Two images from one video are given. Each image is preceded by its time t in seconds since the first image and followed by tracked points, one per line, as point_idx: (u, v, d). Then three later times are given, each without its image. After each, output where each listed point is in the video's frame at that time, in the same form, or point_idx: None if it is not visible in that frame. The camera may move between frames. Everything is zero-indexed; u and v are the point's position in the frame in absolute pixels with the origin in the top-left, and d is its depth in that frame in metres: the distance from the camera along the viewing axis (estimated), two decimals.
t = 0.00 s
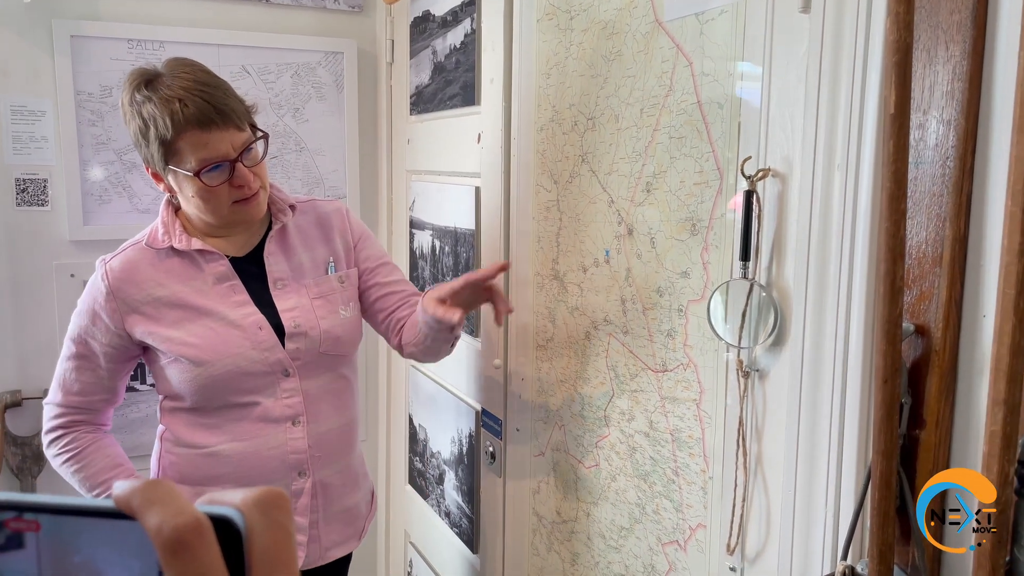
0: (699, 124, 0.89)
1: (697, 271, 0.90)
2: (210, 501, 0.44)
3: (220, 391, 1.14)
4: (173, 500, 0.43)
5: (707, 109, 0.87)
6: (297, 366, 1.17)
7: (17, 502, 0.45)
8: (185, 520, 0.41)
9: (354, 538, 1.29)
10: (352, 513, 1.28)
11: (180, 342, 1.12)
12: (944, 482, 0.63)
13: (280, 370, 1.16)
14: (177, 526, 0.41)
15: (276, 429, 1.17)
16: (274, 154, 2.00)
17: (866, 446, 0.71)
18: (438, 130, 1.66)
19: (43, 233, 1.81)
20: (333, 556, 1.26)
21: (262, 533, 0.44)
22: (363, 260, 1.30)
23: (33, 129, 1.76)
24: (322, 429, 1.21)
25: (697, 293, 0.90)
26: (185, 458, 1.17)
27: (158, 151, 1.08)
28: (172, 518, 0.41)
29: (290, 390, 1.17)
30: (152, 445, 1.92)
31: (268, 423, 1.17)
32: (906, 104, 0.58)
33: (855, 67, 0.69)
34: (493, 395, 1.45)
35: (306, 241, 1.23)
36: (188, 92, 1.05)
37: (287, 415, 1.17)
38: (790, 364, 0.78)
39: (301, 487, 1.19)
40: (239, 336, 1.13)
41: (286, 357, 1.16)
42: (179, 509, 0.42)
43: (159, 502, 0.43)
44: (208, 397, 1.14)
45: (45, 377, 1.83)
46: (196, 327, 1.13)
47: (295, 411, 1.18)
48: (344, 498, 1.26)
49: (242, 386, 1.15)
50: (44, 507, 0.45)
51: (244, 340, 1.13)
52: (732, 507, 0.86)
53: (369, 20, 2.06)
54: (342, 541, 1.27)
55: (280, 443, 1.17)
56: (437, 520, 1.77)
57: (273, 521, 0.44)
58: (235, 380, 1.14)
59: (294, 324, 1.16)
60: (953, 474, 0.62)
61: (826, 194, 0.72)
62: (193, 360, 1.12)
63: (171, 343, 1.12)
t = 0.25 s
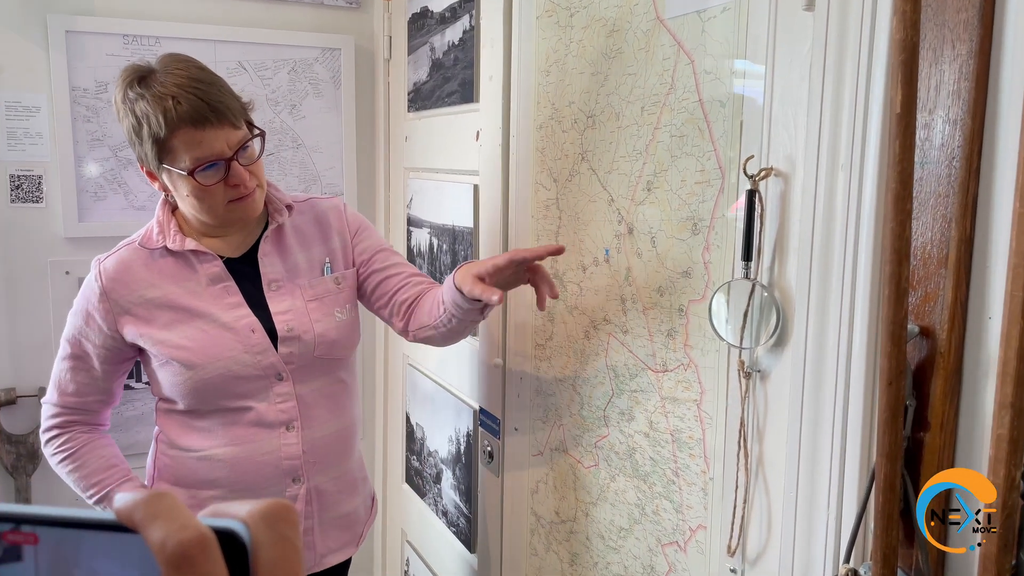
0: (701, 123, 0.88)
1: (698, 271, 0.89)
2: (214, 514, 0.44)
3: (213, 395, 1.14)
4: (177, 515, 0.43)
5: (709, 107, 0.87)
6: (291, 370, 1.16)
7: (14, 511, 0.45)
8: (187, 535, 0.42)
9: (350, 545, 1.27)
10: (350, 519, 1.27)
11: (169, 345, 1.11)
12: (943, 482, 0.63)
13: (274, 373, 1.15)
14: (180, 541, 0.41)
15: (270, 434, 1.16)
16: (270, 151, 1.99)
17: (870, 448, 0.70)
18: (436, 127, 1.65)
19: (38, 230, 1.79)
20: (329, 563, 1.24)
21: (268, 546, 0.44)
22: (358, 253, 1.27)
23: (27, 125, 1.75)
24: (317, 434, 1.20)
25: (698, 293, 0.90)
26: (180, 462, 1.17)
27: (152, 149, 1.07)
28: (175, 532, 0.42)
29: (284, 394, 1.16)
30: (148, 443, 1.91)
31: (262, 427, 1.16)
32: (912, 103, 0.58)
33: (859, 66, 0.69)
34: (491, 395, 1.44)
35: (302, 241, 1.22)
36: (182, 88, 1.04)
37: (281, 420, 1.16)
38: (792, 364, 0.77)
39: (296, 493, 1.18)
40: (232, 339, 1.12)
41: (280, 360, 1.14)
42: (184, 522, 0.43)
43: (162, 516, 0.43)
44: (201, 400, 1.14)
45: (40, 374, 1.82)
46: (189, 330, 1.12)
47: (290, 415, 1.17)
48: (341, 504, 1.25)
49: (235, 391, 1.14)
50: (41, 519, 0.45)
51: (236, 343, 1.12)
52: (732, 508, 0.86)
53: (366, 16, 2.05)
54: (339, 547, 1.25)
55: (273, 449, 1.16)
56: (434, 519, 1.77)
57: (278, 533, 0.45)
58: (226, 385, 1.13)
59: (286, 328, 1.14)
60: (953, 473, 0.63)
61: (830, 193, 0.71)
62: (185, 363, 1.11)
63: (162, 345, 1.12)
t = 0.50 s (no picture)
0: (702, 123, 0.88)
1: (699, 271, 0.89)
2: (219, 524, 0.47)
3: (213, 399, 1.13)
4: (182, 526, 0.45)
5: (711, 108, 0.86)
6: (291, 375, 1.15)
7: (15, 523, 0.46)
8: (195, 546, 0.44)
9: (349, 551, 1.27)
10: (349, 524, 1.26)
11: (168, 348, 1.11)
12: (943, 482, 0.63)
13: (274, 378, 1.14)
14: (188, 553, 0.43)
15: (268, 440, 1.16)
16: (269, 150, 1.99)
17: (872, 452, 0.70)
18: (436, 126, 1.65)
19: (35, 228, 1.78)
20: (327, 569, 1.24)
21: (273, 554, 0.46)
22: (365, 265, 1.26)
23: (24, 123, 1.74)
24: (316, 441, 1.19)
25: (699, 293, 0.89)
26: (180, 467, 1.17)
27: (157, 143, 1.07)
28: (182, 544, 0.44)
29: (284, 400, 1.15)
30: (145, 442, 1.91)
31: (261, 433, 1.15)
32: (916, 105, 0.58)
33: (863, 68, 0.68)
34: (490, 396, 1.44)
35: (306, 245, 1.21)
36: (190, 82, 1.03)
37: (280, 425, 1.16)
38: (793, 364, 0.77)
39: (292, 501, 1.18)
40: (232, 344, 1.11)
41: (280, 365, 1.14)
42: (192, 535, 0.45)
43: (168, 528, 0.45)
44: (200, 404, 1.13)
45: (37, 373, 1.81)
46: (188, 333, 1.12)
47: (289, 421, 1.16)
48: (339, 510, 1.24)
49: (234, 395, 1.13)
50: (46, 529, 0.46)
51: (236, 347, 1.12)
52: (733, 510, 0.86)
53: (365, 14, 2.04)
54: (338, 554, 1.25)
55: (272, 455, 1.16)
56: (432, 518, 1.77)
57: (285, 547, 0.47)
58: (224, 389, 1.12)
59: (289, 332, 1.14)
60: (953, 474, 0.62)
61: (832, 195, 0.71)
62: (184, 366, 1.11)
63: (161, 348, 1.11)
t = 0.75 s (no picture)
0: (704, 123, 0.87)
1: (699, 271, 0.89)
2: (224, 527, 0.44)
3: (215, 402, 1.13)
4: (187, 528, 0.42)
5: (712, 107, 0.86)
6: (293, 378, 1.15)
7: (16, 524, 0.45)
8: (198, 549, 0.41)
9: (349, 556, 1.26)
10: (349, 529, 1.26)
11: (170, 350, 1.11)
12: (944, 482, 0.63)
13: (276, 381, 1.14)
14: (191, 557, 0.40)
15: (269, 443, 1.15)
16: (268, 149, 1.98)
17: (874, 453, 0.70)
18: (436, 124, 1.64)
19: (34, 226, 1.78)
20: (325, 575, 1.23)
21: (279, 558, 0.44)
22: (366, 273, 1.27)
23: (23, 120, 1.74)
24: (317, 445, 1.19)
25: (700, 293, 0.89)
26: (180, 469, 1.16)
27: (159, 140, 1.06)
28: (185, 547, 0.41)
29: (286, 403, 1.15)
30: (144, 441, 1.90)
31: (261, 436, 1.15)
32: (919, 104, 0.57)
33: (865, 68, 0.68)
34: (490, 396, 1.44)
35: (310, 245, 1.21)
36: (193, 78, 1.03)
37: (281, 428, 1.15)
38: (795, 365, 0.77)
39: (293, 504, 1.17)
40: (234, 346, 1.11)
41: (282, 368, 1.13)
42: (195, 537, 0.41)
43: (171, 530, 0.42)
44: (201, 407, 1.13)
45: (35, 371, 1.81)
46: (190, 335, 1.11)
47: (290, 424, 1.16)
48: (339, 514, 1.24)
49: (236, 398, 1.13)
50: (47, 531, 0.45)
51: (237, 350, 1.11)
52: (734, 511, 0.86)
53: (365, 12, 2.04)
54: (337, 559, 1.24)
55: (272, 458, 1.15)
56: (431, 518, 1.76)
57: (290, 548, 0.45)
58: (226, 392, 1.12)
59: (292, 334, 1.13)
60: (954, 474, 0.62)
61: (834, 195, 0.71)
62: (186, 369, 1.10)
63: (163, 350, 1.11)
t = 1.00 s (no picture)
0: (703, 122, 0.87)
1: (699, 270, 0.89)
2: (226, 527, 0.44)
3: (222, 400, 1.12)
4: (189, 528, 0.42)
5: (712, 106, 0.86)
6: (302, 377, 1.16)
7: (15, 524, 0.45)
8: (199, 549, 0.40)
9: (347, 554, 1.27)
10: (349, 526, 1.26)
11: (180, 348, 1.10)
12: (944, 482, 0.63)
13: (284, 380, 1.14)
14: (192, 557, 0.40)
15: (275, 442, 1.16)
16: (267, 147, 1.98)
17: (874, 453, 0.70)
18: (435, 123, 1.64)
19: (33, 224, 1.78)
20: (325, 572, 1.23)
21: (280, 558, 0.43)
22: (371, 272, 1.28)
23: (21, 118, 1.73)
24: (320, 444, 1.19)
25: (700, 293, 0.89)
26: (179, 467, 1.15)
27: (165, 138, 1.06)
28: (186, 547, 0.41)
29: (293, 402, 1.16)
30: (142, 439, 1.90)
31: (265, 434, 1.15)
32: (920, 104, 0.57)
33: (866, 67, 0.68)
34: (489, 395, 1.44)
35: (317, 244, 1.21)
36: (199, 76, 1.03)
37: (288, 427, 1.16)
38: (794, 364, 0.77)
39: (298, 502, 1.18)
40: (244, 345, 1.11)
41: (291, 367, 1.13)
42: (193, 537, 0.41)
43: (172, 530, 0.42)
44: (207, 404, 1.12)
45: (33, 369, 1.80)
46: (199, 335, 1.11)
47: (297, 423, 1.16)
48: (340, 512, 1.24)
49: (244, 396, 1.13)
50: (46, 531, 0.45)
51: (248, 349, 1.11)
52: (733, 511, 0.85)
53: (364, 11, 2.03)
54: (336, 556, 1.24)
55: (279, 457, 1.16)
56: (429, 517, 1.76)
57: (292, 548, 0.45)
58: (235, 391, 1.12)
59: (301, 332, 1.14)
60: (954, 474, 0.62)
61: (834, 194, 0.71)
62: (195, 368, 1.10)
63: (172, 348, 1.10)
